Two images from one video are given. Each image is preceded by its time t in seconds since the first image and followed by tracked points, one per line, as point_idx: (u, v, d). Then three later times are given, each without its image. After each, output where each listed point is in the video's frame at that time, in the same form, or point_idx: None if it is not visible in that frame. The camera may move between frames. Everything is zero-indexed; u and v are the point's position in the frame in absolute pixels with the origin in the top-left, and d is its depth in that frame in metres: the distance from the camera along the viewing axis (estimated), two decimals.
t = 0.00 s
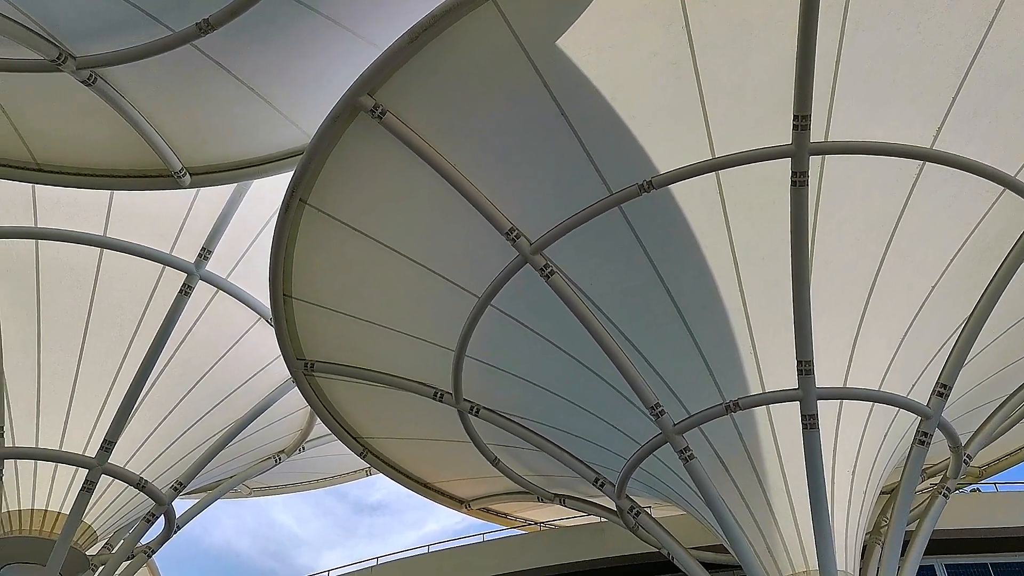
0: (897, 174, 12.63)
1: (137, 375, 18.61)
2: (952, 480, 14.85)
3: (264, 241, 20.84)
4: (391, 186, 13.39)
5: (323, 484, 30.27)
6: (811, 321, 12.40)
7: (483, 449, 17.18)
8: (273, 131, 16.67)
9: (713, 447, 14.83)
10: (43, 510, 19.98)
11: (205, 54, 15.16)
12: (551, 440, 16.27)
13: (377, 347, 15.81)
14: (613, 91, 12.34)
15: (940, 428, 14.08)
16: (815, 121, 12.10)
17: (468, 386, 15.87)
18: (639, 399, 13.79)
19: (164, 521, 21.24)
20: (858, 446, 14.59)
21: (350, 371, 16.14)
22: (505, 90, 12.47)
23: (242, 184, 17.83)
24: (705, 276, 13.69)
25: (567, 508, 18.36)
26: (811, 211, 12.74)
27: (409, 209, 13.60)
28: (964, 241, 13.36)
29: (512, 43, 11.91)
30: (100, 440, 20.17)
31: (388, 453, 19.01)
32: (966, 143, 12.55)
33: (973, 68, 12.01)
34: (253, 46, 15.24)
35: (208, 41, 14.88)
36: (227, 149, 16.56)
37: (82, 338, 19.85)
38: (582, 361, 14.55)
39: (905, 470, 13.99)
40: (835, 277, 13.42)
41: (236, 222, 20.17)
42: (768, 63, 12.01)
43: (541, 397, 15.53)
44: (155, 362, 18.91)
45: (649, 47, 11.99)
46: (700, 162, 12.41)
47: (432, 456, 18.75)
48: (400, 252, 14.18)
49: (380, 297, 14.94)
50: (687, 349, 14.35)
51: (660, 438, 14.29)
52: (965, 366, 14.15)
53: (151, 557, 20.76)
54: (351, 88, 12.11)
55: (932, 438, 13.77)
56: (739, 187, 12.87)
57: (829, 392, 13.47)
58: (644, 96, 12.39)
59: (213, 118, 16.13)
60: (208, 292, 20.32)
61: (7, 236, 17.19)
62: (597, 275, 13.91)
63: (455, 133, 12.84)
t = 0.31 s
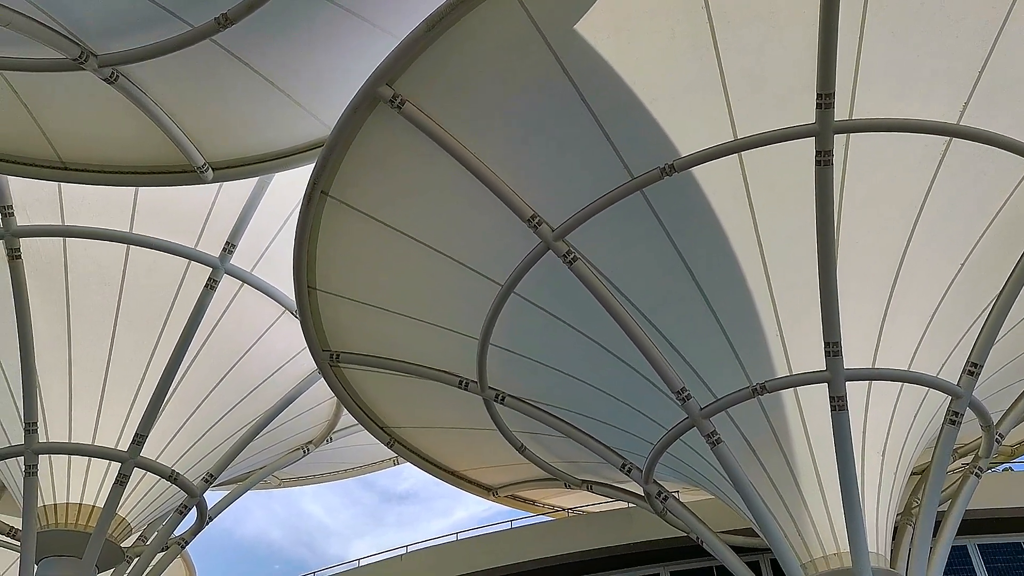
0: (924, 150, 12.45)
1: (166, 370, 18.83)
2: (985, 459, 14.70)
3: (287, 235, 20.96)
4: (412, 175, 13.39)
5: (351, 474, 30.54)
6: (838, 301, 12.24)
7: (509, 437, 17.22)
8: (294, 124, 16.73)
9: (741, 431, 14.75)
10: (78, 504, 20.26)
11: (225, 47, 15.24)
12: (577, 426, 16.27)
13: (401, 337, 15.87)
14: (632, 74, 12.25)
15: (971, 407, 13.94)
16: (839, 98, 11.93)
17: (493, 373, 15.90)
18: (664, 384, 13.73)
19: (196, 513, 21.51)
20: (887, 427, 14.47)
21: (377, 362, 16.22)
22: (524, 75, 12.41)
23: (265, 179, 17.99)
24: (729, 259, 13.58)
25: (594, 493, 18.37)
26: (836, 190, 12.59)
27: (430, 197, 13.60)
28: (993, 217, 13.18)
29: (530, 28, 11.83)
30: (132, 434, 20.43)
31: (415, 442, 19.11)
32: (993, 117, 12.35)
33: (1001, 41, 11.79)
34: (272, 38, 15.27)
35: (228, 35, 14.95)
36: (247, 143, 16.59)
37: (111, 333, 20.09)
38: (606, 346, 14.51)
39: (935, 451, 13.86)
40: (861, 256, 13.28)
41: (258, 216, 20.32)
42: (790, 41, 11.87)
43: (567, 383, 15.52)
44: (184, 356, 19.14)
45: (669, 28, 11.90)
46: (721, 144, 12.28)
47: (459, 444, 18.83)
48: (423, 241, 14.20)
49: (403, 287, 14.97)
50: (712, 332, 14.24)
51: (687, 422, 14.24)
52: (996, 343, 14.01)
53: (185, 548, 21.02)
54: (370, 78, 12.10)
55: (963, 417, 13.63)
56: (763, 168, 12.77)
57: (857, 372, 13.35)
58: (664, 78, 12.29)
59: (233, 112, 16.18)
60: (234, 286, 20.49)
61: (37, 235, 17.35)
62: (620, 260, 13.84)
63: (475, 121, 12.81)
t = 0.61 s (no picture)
0: (950, 132, 12.28)
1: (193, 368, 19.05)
2: (1016, 443, 14.60)
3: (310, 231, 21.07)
4: (432, 168, 13.40)
5: (378, 466, 30.76)
6: (864, 286, 12.11)
7: (534, 427, 17.26)
8: (314, 118, 16.79)
9: (767, 418, 14.67)
10: (111, 499, 20.58)
11: (243, 45, 15.32)
12: (602, 416, 16.26)
13: (425, 329, 15.93)
14: (651, 61, 12.17)
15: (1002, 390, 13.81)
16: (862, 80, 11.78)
17: (517, 364, 15.93)
18: (689, 372, 13.69)
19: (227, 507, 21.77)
20: (916, 412, 14.34)
21: (401, 355, 16.31)
22: (542, 65, 12.36)
23: (287, 176, 18.13)
24: (753, 245, 13.49)
25: (620, 483, 18.37)
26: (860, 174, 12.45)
27: (451, 190, 13.60)
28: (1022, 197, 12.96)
29: (547, 17, 11.78)
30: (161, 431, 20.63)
31: (440, 434, 19.20)
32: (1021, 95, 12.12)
33: None
34: (290, 33, 15.31)
35: (246, 32, 15.03)
36: (267, 139, 16.68)
37: (139, 330, 20.34)
38: (629, 335, 14.48)
39: (965, 435, 13.72)
40: (887, 240, 13.13)
41: (281, 213, 20.46)
42: (812, 24, 11.72)
43: (591, 373, 15.51)
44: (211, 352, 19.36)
45: (687, 14, 11.79)
46: (743, 130, 12.17)
47: (484, 435, 18.90)
48: (445, 234, 14.22)
49: (426, 279, 15.02)
50: (737, 320, 14.14)
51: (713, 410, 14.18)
52: None
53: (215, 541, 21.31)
54: (389, 72, 12.11)
55: (993, 401, 13.49)
56: (785, 152, 12.65)
57: (884, 357, 13.22)
58: (684, 64, 12.21)
59: (253, 108, 16.28)
60: (258, 282, 20.66)
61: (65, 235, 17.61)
62: (642, 248, 13.79)
63: (494, 112, 12.79)
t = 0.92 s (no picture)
0: (979, 113, 12.06)
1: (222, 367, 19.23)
2: None
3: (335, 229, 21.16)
4: (454, 162, 13.41)
5: (406, 461, 30.94)
6: (893, 272, 11.95)
7: (561, 420, 17.26)
8: (336, 116, 16.84)
9: (796, 407, 14.56)
10: (146, 497, 20.87)
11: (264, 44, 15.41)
12: (629, 407, 16.23)
13: (451, 324, 15.98)
14: (672, 50, 12.07)
15: None
16: (888, 64, 11.62)
17: (543, 357, 15.94)
18: (716, 362, 13.61)
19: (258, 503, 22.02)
20: (948, 399, 14.16)
21: (428, 350, 16.38)
22: (563, 56, 12.31)
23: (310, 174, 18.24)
24: (779, 233, 13.36)
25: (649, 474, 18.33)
26: (887, 159, 12.30)
27: (474, 184, 13.61)
28: None
29: (567, 9, 11.72)
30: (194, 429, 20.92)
31: (467, 428, 19.28)
32: None
33: None
34: (310, 32, 15.38)
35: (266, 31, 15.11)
36: (290, 138, 16.80)
37: (169, 331, 20.59)
38: (655, 327, 14.42)
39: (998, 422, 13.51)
40: (916, 225, 12.95)
41: (305, 211, 20.59)
42: (835, 8, 11.56)
43: (617, 365, 15.48)
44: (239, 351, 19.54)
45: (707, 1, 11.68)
46: (767, 117, 12.04)
47: (511, 429, 18.95)
48: (468, 228, 14.24)
49: (451, 274, 15.05)
50: (765, 309, 14.03)
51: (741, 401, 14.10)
52: None
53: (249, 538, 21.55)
54: (409, 69, 12.13)
55: None
56: (811, 139, 12.52)
57: (915, 344, 13.06)
58: (705, 52, 12.10)
59: (276, 107, 16.38)
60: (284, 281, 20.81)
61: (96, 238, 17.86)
62: (667, 239, 13.72)
63: (515, 105, 12.77)
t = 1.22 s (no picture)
0: (1012, 95, 11.84)
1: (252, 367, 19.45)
2: None
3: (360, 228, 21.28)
4: (478, 159, 13.42)
5: (437, 457, 31.09)
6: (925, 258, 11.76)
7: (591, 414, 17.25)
8: (360, 116, 16.89)
9: (829, 396, 14.42)
10: (182, 497, 21.15)
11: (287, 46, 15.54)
12: (659, 400, 16.18)
13: (479, 320, 16.02)
14: (695, 40, 11.98)
15: None
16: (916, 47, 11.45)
17: (571, 351, 15.92)
18: (746, 353, 13.51)
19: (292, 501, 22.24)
20: (984, 386, 13.95)
21: (456, 347, 16.44)
22: (585, 49, 12.27)
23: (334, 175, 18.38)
24: (808, 222, 13.22)
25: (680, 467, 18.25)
26: (917, 145, 12.15)
27: (499, 180, 13.61)
28: None
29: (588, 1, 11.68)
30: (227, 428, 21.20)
31: (497, 424, 19.32)
32: None
33: None
34: (332, 32, 15.47)
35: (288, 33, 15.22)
36: (315, 139, 16.92)
37: (200, 332, 20.85)
38: (684, 318, 14.34)
39: None
40: (949, 209, 12.75)
41: (331, 211, 20.72)
42: None
43: (646, 358, 15.43)
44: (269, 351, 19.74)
45: None
46: (793, 105, 11.90)
47: (541, 424, 18.96)
48: (494, 224, 14.25)
49: (477, 271, 15.08)
50: (795, 299, 13.91)
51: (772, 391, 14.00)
52: None
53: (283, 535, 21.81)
54: (431, 66, 12.16)
55: None
56: (839, 125, 12.38)
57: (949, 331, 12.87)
58: (729, 41, 12.00)
59: (299, 108, 16.49)
60: (311, 280, 20.98)
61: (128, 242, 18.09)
62: (695, 230, 13.62)
63: (539, 99, 12.75)
